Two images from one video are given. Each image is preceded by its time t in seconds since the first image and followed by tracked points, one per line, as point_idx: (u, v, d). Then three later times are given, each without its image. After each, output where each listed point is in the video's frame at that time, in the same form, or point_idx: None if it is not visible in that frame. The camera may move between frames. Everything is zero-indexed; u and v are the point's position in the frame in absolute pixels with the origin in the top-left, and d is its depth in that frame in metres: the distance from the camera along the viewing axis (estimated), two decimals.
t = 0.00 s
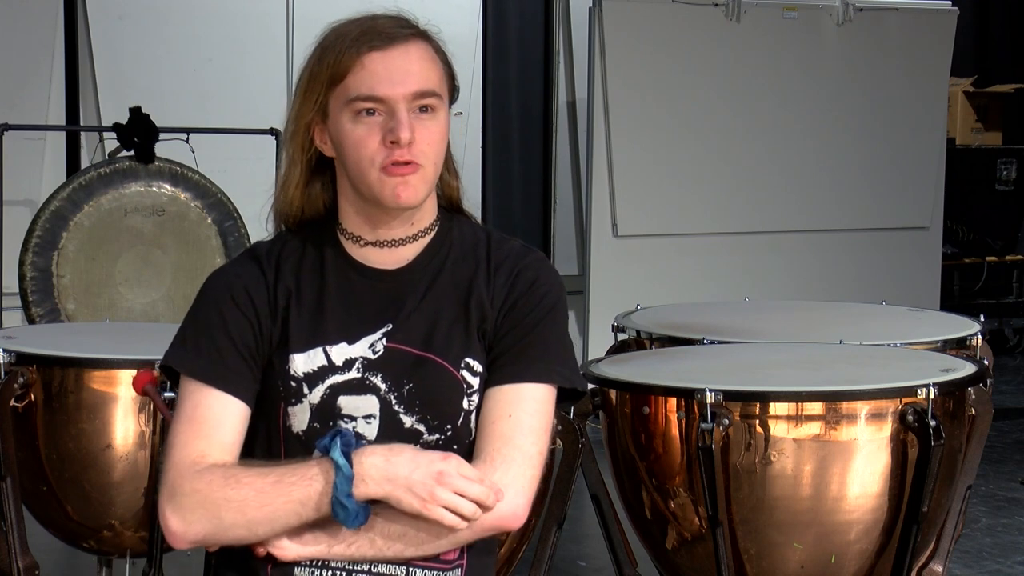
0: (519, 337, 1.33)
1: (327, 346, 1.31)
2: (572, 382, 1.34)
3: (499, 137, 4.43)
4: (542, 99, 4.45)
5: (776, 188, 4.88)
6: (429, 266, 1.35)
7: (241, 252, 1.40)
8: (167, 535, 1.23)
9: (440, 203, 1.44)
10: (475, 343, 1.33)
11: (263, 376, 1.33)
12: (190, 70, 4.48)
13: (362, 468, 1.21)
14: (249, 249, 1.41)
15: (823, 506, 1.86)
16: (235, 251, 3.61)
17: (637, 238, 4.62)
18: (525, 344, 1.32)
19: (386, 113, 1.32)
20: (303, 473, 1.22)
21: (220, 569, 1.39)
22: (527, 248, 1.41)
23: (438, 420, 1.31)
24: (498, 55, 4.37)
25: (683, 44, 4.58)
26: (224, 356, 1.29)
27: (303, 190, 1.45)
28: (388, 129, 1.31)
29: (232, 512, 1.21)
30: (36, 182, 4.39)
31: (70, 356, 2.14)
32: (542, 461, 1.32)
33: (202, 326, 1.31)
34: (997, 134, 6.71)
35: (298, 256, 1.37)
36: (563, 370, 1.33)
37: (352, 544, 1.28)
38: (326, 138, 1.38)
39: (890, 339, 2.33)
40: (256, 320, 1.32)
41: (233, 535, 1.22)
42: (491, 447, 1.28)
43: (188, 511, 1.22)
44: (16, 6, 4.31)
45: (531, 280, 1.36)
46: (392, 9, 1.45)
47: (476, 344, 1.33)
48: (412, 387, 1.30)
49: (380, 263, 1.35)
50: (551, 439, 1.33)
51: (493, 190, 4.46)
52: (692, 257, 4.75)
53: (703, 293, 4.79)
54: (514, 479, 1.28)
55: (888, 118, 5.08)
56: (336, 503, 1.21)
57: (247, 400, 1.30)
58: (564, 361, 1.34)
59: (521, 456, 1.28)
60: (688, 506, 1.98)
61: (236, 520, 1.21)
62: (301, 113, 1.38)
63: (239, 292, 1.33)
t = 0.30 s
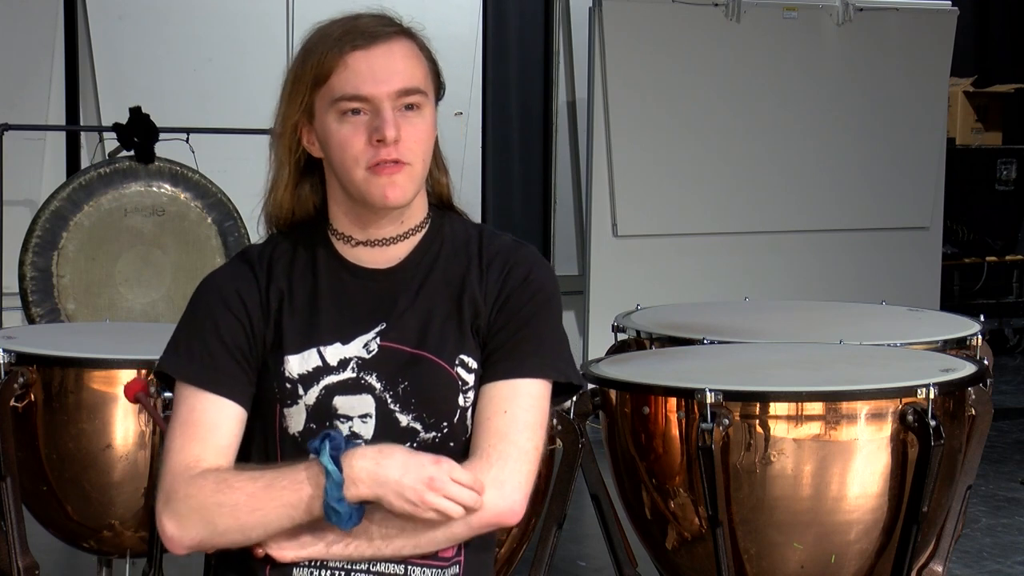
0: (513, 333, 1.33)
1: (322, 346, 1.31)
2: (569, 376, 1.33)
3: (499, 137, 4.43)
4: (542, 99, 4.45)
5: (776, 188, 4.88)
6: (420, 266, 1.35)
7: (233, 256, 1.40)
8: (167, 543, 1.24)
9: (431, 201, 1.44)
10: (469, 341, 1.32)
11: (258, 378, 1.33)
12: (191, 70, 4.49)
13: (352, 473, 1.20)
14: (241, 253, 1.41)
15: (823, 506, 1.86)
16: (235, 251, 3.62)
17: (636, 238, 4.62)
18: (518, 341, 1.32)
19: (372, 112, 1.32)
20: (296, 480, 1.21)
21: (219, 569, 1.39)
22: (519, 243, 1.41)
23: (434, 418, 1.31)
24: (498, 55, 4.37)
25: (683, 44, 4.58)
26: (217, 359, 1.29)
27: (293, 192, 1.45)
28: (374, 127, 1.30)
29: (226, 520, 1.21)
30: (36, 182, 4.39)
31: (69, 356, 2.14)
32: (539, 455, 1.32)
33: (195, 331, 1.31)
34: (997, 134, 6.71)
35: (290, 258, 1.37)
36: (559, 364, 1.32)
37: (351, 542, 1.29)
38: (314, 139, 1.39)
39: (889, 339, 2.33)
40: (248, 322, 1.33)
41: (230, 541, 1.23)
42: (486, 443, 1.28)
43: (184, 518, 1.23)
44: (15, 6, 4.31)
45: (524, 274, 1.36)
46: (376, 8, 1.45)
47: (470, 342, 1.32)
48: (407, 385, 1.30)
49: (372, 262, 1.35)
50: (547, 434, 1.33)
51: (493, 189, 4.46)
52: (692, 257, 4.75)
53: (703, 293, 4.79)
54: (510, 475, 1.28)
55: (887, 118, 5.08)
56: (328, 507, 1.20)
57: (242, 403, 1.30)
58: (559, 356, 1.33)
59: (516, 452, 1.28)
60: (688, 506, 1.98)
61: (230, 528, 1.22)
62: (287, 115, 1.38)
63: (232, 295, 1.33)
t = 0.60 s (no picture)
0: (516, 332, 1.32)
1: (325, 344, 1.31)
2: (571, 374, 1.32)
3: (499, 137, 4.43)
4: (542, 99, 4.45)
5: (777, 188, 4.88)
6: (424, 264, 1.35)
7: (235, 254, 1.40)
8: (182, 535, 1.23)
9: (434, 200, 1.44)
10: (472, 338, 1.32)
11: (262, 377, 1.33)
12: (191, 70, 4.49)
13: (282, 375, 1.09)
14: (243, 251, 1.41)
15: (823, 506, 1.86)
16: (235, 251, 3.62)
17: (636, 238, 4.62)
18: (522, 341, 1.31)
19: (374, 111, 1.31)
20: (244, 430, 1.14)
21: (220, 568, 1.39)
22: (522, 242, 1.41)
23: (437, 416, 1.31)
24: (498, 55, 4.37)
25: (683, 44, 4.58)
26: (221, 355, 1.30)
27: (296, 191, 1.45)
28: (377, 126, 1.30)
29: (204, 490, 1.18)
30: (37, 182, 4.39)
31: (69, 355, 2.14)
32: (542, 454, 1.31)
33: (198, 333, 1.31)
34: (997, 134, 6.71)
35: (293, 256, 1.37)
36: (561, 363, 1.32)
37: (355, 540, 1.27)
38: (317, 139, 1.39)
39: (890, 339, 2.33)
40: (251, 321, 1.34)
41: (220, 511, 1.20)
42: (491, 441, 1.27)
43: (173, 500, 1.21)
44: (16, 6, 4.31)
45: (527, 274, 1.36)
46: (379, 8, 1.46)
47: (473, 339, 1.32)
48: (410, 383, 1.30)
49: (375, 261, 1.35)
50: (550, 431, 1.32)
51: (493, 190, 4.46)
52: (692, 257, 4.75)
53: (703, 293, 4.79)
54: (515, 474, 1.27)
55: (888, 118, 5.08)
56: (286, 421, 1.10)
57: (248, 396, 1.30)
58: (562, 355, 1.33)
59: (522, 451, 1.27)
60: (688, 506, 1.98)
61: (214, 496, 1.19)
62: (290, 114, 1.39)
63: (234, 293, 1.34)
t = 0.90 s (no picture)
0: (522, 336, 1.32)
1: (330, 345, 1.31)
2: (575, 380, 1.32)
3: (499, 136, 4.43)
4: (542, 99, 4.45)
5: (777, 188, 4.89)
6: (429, 264, 1.35)
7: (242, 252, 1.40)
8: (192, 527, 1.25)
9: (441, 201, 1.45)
10: (477, 341, 1.32)
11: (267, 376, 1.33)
12: (191, 70, 4.48)
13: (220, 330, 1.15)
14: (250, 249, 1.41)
15: (823, 506, 1.86)
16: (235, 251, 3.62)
17: (636, 238, 4.63)
18: (527, 345, 1.31)
19: (385, 111, 1.31)
20: (217, 387, 1.20)
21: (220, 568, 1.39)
22: (528, 245, 1.40)
23: (440, 418, 1.30)
24: (498, 54, 4.37)
25: (683, 44, 4.58)
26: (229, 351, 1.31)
27: (303, 190, 1.45)
28: (387, 125, 1.30)
29: (195, 463, 1.22)
30: (36, 182, 4.39)
31: (70, 356, 2.15)
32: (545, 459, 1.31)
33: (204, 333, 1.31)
34: (997, 134, 6.70)
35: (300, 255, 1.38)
36: (565, 369, 1.31)
37: (356, 543, 1.27)
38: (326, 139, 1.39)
39: (889, 339, 2.33)
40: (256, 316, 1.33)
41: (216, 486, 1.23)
42: (493, 446, 1.27)
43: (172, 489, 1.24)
44: (15, 6, 4.32)
45: (533, 278, 1.35)
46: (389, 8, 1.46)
47: (478, 342, 1.32)
48: (415, 385, 1.30)
49: (381, 261, 1.35)
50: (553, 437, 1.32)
51: (492, 190, 4.46)
52: (692, 257, 4.75)
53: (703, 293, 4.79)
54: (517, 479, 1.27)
55: (887, 118, 5.08)
56: (242, 375, 1.17)
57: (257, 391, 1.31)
58: (567, 360, 1.32)
59: (524, 457, 1.27)
60: (688, 506, 1.98)
61: (205, 468, 1.22)
62: (300, 112, 1.39)
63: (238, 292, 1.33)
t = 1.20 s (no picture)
0: (522, 337, 1.32)
1: (330, 346, 1.31)
2: (575, 380, 1.32)
3: (499, 136, 4.43)
4: (542, 99, 4.44)
5: (777, 188, 4.89)
6: (429, 264, 1.35)
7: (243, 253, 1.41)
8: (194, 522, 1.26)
9: (441, 202, 1.45)
10: (478, 342, 1.32)
11: (269, 376, 1.34)
12: (191, 70, 4.48)
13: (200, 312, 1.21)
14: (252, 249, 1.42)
15: (823, 506, 1.86)
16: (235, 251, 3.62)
17: (636, 238, 4.63)
18: (528, 345, 1.31)
19: (387, 111, 1.31)
20: (202, 370, 1.22)
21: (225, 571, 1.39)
22: (529, 245, 1.40)
23: (441, 420, 1.30)
24: (497, 54, 4.37)
25: (683, 44, 4.58)
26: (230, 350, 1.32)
27: (304, 191, 1.45)
28: (389, 126, 1.30)
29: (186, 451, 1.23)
30: (37, 182, 4.39)
31: (70, 356, 2.15)
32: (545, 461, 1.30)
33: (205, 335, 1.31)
34: (997, 134, 6.70)
35: (300, 256, 1.38)
36: (566, 369, 1.31)
37: (358, 548, 1.24)
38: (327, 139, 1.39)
39: (889, 339, 2.33)
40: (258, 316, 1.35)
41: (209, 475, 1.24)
42: (494, 447, 1.27)
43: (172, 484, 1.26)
44: (16, 6, 4.32)
45: (533, 278, 1.35)
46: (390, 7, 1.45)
47: (478, 343, 1.32)
48: (415, 386, 1.30)
49: (380, 262, 1.35)
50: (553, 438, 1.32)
51: (492, 190, 4.46)
52: (692, 257, 4.75)
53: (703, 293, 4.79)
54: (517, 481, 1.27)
55: (887, 118, 5.08)
56: (225, 355, 1.21)
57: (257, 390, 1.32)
58: (568, 361, 1.32)
59: (525, 458, 1.27)
60: (688, 506, 1.98)
61: (195, 455, 1.23)
62: (301, 113, 1.39)
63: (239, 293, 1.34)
